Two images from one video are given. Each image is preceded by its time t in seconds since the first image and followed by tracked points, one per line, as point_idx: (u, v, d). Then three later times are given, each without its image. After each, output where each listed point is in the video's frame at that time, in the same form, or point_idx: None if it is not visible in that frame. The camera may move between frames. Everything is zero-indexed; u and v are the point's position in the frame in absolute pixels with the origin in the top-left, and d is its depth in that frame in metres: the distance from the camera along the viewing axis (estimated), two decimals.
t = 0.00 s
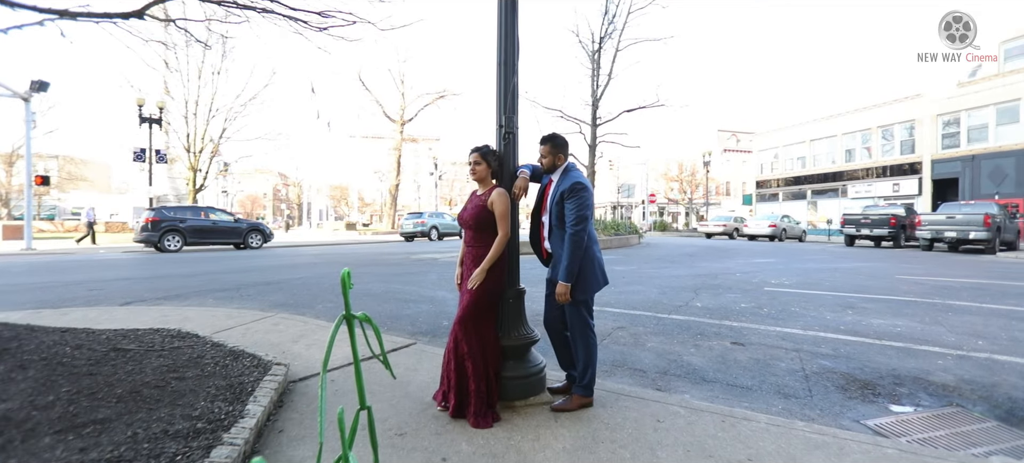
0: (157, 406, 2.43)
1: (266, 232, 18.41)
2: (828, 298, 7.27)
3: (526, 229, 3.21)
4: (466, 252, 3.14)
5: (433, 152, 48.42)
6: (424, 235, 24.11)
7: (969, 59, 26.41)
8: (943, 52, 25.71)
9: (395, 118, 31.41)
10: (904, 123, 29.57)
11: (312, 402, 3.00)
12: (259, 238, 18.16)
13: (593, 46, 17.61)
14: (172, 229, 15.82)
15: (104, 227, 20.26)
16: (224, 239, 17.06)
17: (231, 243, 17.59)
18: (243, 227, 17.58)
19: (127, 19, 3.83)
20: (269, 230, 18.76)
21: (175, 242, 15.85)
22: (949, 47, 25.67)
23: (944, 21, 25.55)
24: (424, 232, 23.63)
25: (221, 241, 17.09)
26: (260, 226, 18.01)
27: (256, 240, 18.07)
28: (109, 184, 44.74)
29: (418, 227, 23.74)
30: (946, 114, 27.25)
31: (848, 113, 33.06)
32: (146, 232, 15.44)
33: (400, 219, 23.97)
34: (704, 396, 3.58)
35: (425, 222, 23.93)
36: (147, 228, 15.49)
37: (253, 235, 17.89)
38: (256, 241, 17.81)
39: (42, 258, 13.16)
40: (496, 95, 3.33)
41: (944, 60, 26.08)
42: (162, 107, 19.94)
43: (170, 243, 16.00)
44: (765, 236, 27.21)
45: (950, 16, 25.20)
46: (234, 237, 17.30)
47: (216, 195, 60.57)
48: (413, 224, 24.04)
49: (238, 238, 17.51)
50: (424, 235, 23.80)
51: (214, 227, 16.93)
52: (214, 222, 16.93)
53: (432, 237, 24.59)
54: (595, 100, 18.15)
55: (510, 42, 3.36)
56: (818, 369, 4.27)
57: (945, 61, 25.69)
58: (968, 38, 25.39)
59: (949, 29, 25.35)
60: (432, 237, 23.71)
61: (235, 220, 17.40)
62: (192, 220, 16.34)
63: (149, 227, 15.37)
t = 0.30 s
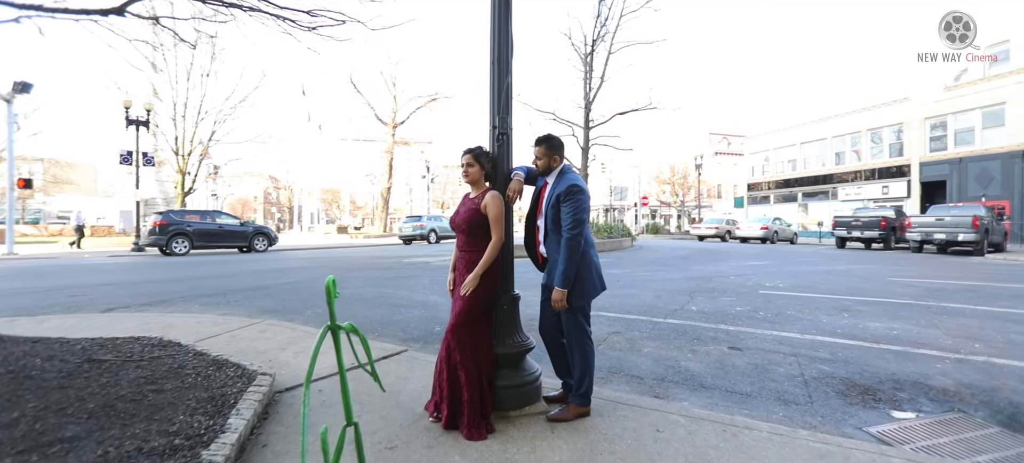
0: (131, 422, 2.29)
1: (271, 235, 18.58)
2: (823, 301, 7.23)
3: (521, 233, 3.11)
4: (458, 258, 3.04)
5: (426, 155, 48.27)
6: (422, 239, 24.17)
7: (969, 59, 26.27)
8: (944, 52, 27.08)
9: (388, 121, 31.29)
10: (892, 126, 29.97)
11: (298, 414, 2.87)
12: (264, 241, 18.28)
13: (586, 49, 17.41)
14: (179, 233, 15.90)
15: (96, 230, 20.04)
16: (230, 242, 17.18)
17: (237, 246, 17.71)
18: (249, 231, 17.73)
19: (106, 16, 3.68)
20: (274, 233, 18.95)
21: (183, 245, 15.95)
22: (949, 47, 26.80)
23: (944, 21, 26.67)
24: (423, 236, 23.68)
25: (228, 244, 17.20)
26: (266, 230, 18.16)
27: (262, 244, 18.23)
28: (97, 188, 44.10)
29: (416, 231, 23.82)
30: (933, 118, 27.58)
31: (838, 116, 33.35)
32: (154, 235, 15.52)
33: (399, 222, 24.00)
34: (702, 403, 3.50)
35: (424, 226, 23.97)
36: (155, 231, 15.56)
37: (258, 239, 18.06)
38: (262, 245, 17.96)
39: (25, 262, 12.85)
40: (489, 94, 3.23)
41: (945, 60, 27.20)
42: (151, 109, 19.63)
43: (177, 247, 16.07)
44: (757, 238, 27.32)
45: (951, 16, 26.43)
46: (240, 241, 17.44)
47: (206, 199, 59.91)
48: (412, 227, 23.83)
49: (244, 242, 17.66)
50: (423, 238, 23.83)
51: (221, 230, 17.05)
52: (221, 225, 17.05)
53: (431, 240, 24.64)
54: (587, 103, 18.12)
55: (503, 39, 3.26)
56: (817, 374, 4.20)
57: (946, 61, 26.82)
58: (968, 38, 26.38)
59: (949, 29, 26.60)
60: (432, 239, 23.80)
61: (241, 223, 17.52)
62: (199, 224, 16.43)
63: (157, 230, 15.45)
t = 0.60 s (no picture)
0: (102, 439, 2.15)
1: (277, 238, 18.60)
2: (819, 304, 7.19)
3: (515, 236, 3.00)
4: (451, 263, 2.93)
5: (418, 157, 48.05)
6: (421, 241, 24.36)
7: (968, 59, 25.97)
8: (943, 53, 27.08)
9: (380, 123, 31.12)
10: (880, 129, 30.32)
11: (284, 426, 2.74)
12: (270, 244, 18.29)
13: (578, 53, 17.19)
14: (187, 236, 15.89)
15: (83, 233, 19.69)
16: (236, 245, 17.21)
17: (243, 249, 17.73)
18: (254, 234, 17.77)
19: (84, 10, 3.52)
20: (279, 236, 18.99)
21: (190, 247, 15.96)
22: (949, 47, 26.88)
23: (944, 22, 27.13)
24: (422, 238, 23.84)
25: (233, 246, 17.22)
26: (272, 233, 18.19)
27: (268, 246, 18.25)
28: (84, 190, 43.39)
29: (415, 233, 23.96)
30: (921, 121, 27.80)
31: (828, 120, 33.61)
32: (161, 238, 15.50)
33: (399, 224, 24.17)
34: (702, 411, 3.42)
35: (423, 229, 24.10)
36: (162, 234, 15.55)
37: (264, 242, 18.07)
38: (268, 247, 17.97)
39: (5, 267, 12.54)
40: (483, 94, 3.13)
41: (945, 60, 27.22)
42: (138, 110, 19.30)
43: (185, 250, 16.07)
44: (749, 240, 27.42)
45: (950, 16, 26.76)
46: (245, 244, 17.46)
47: (196, 201, 59.23)
48: (411, 230, 24.16)
49: (250, 245, 17.69)
50: (421, 241, 24.04)
51: (227, 233, 17.07)
52: (226, 228, 17.07)
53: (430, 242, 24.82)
54: (580, 106, 18.06)
55: (498, 40, 3.15)
56: (817, 379, 4.13)
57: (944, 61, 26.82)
58: (969, 38, 26.37)
59: (950, 29, 26.87)
60: (430, 241, 24.06)
61: (247, 227, 17.56)
62: (206, 227, 16.44)
63: (164, 233, 15.44)
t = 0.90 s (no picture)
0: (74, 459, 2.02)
1: (282, 240, 18.93)
2: (815, 306, 7.14)
3: (512, 238, 2.90)
4: (444, 268, 2.83)
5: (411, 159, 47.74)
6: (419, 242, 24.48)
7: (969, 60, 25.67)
8: (943, 52, 26.60)
9: (372, 124, 30.89)
10: (871, 131, 30.60)
11: (269, 440, 2.61)
12: (275, 246, 18.61)
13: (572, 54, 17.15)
14: (194, 237, 16.20)
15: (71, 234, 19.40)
16: (243, 247, 17.53)
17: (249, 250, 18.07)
18: (260, 235, 18.10)
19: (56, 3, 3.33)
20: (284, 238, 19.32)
21: (198, 249, 16.25)
22: (949, 47, 26.44)
23: (944, 21, 26.45)
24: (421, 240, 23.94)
25: (240, 248, 17.53)
26: (278, 235, 18.50)
27: (273, 247, 18.59)
28: (70, 191, 42.67)
29: (414, 234, 24.05)
30: (911, 124, 27.98)
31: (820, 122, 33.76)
32: (170, 240, 15.81)
33: (399, 226, 24.29)
34: (703, 419, 3.33)
35: (422, 231, 24.22)
36: (170, 235, 15.89)
37: (269, 243, 18.38)
38: (274, 248, 18.33)
39: None
40: (479, 92, 3.02)
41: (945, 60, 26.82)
42: (126, 109, 18.97)
43: (193, 251, 16.39)
44: (742, 242, 27.46)
45: (950, 16, 26.17)
46: (251, 245, 17.81)
47: (185, 202, 58.57)
48: (411, 231, 24.36)
49: (256, 246, 18.02)
50: (421, 242, 24.19)
51: (234, 235, 17.38)
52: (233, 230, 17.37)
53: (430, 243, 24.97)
54: (574, 107, 17.98)
55: (494, 37, 3.04)
56: (818, 385, 4.06)
57: (944, 61, 26.44)
58: (968, 38, 26.00)
59: (949, 29, 26.25)
60: (426, 243, 24.05)
61: (253, 228, 17.87)
62: (214, 228, 16.73)
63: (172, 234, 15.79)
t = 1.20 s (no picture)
0: None
1: (287, 241, 19.29)
2: (812, 309, 7.08)
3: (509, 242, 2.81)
4: (438, 273, 2.73)
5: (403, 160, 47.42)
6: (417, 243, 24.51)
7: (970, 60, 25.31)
8: (943, 52, 26.17)
9: (365, 124, 30.65)
10: (862, 134, 30.75)
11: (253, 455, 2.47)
12: (281, 247, 18.98)
13: (567, 54, 17.04)
14: (202, 238, 16.50)
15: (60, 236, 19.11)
16: (249, 247, 17.86)
17: (255, 251, 18.37)
18: (265, 236, 18.45)
19: None
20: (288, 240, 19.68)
21: (206, 249, 16.54)
22: (948, 47, 25.94)
23: (943, 21, 25.65)
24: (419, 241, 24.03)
25: (245, 248, 17.85)
26: (282, 235, 18.85)
27: (279, 249, 18.94)
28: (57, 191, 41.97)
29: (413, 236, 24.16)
30: (903, 127, 28.30)
31: (813, 124, 33.85)
32: (178, 241, 16.10)
33: (398, 227, 24.41)
34: (705, 427, 3.24)
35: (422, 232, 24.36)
36: (179, 237, 16.19)
37: (275, 244, 18.74)
38: (279, 249, 18.65)
39: None
40: (475, 89, 2.91)
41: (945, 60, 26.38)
42: (114, 109, 18.65)
43: (200, 252, 16.67)
44: (735, 244, 27.50)
45: (949, 15, 25.40)
46: (257, 246, 18.15)
47: (176, 203, 57.89)
48: (410, 233, 24.51)
49: (262, 247, 18.38)
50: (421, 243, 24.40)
51: (239, 236, 17.70)
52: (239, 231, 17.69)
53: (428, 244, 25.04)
54: (569, 108, 17.87)
55: (489, 31, 2.93)
56: (819, 390, 3.99)
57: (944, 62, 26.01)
58: (968, 38, 25.42)
59: (949, 29, 25.57)
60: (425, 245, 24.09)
61: (258, 229, 18.21)
62: (220, 229, 17.03)
63: (180, 236, 16.08)
